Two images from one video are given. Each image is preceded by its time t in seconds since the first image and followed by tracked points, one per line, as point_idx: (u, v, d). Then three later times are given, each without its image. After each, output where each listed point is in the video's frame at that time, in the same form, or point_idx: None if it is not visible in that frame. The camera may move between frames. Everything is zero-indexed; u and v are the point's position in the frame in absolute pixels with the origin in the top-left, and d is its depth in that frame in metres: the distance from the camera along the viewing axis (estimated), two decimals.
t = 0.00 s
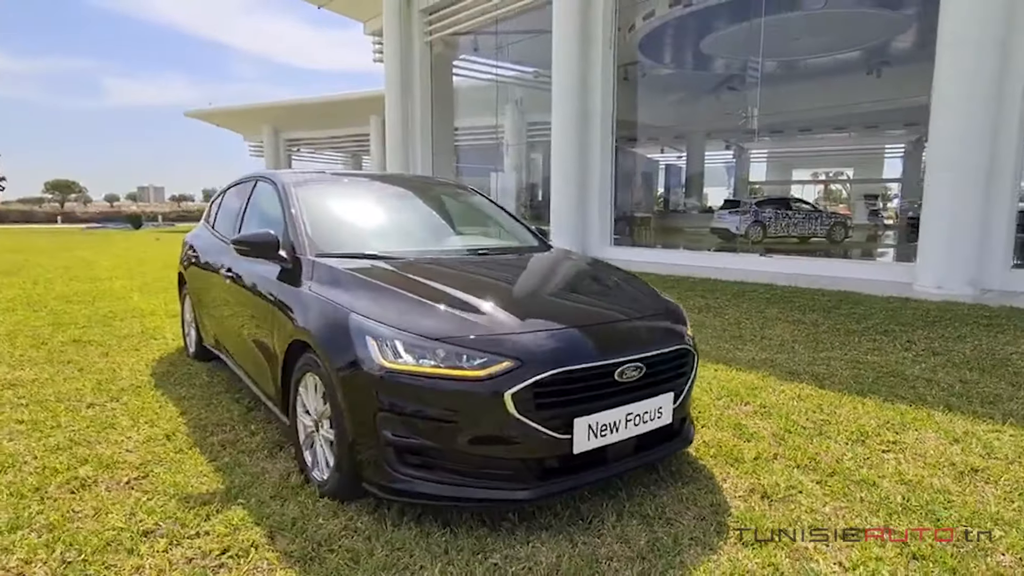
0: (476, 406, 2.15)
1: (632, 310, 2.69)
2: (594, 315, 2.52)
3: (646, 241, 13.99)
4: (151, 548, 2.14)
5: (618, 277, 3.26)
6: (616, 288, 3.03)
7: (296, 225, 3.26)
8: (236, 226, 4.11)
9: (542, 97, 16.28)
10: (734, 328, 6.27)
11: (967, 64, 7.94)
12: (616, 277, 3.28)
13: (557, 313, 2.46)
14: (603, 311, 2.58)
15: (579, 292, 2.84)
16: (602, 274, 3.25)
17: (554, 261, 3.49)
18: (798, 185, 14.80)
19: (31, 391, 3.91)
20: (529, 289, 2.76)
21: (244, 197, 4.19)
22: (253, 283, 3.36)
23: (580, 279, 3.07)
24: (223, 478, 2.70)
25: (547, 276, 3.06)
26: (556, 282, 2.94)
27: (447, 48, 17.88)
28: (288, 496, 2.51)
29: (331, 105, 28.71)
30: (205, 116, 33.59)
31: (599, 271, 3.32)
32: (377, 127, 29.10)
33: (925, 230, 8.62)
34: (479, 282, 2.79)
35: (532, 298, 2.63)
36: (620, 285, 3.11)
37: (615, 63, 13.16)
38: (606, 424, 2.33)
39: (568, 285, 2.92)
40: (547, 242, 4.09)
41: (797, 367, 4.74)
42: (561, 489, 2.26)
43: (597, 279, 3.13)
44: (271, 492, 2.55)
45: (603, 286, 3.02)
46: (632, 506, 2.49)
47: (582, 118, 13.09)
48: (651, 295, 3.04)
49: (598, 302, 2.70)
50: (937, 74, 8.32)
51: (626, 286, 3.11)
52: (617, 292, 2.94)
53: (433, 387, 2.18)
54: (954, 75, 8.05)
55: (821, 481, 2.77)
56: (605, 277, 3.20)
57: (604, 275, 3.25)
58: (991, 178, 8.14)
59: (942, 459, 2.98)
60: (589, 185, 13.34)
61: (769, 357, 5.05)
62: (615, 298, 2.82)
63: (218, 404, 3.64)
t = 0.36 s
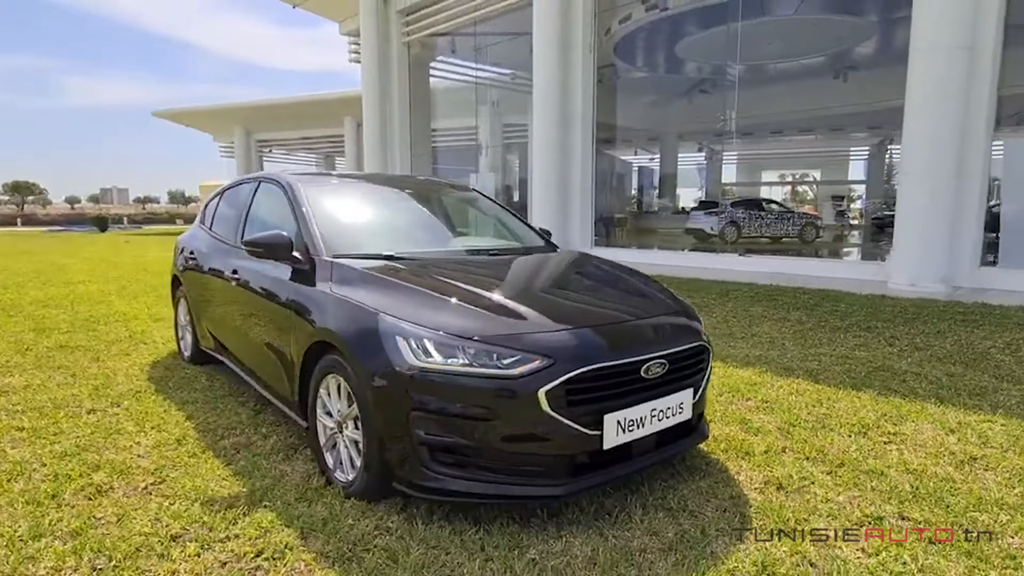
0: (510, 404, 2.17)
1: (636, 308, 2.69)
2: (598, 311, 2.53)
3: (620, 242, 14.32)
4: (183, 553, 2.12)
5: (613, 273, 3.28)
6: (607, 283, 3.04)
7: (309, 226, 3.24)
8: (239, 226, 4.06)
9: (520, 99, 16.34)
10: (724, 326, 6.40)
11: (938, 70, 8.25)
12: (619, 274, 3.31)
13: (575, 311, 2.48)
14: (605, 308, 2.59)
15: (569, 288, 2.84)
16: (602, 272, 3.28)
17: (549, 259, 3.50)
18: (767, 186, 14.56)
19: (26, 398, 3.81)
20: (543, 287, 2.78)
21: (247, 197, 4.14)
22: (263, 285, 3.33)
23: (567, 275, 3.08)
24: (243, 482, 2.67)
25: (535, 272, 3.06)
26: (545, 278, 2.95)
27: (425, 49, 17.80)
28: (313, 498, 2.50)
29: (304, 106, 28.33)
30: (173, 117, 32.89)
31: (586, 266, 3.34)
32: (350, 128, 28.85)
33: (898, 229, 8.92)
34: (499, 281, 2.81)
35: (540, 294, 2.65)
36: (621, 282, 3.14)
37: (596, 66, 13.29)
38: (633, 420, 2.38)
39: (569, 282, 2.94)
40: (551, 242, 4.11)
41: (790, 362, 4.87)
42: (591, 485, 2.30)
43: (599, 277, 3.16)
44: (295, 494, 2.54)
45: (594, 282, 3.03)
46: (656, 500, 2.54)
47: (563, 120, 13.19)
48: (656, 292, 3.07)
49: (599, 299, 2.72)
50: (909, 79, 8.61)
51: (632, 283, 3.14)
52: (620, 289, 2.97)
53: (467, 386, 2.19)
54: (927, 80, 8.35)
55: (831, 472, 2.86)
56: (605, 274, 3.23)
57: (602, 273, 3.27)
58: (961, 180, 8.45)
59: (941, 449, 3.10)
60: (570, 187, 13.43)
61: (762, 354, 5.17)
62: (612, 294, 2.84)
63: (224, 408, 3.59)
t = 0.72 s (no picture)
0: (540, 401, 2.23)
1: (643, 306, 2.75)
2: (605, 309, 2.61)
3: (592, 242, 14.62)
4: (218, 555, 2.13)
5: (605, 271, 3.36)
6: (591, 279, 3.11)
7: (321, 227, 3.25)
8: (241, 227, 4.02)
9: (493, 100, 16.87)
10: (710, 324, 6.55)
11: (909, 75, 8.62)
12: (622, 272, 3.39)
13: (588, 309, 2.56)
14: (610, 305, 2.66)
15: (555, 284, 2.91)
16: (601, 271, 3.36)
17: (554, 259, 3.56)
18: (733, 185, 14.48)
19: (22, 404, 3.73)
20: (552, 286, 2.85)
21: (248, 198, 4.11)
22: (273, 287, 3.32)
23: (550, 272, 3.15)
24: (264, 484, 2.68)
25: (520, 270, 3.12)
26: (530, 275, 3.03)
27: (399, 49, 17.68)
28: (339, 498, 2.52)
29: (275, 105, 27.90)
30: (137, 116, 32.07)
31: (568, 263, 3.41)
32: (322, 128, 28.53)
33: (871, 228, 9.26)
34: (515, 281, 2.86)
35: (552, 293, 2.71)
36: (625, 280, 3.22)
37: (574, 68, 13.43)
38: (654, 414, 2.47)
39: (570, 281, 3.01)
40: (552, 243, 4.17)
41: (777, 358, 5.05)
42: (616, 477, 2.37)
43: (600, 276, 3.23)
44: (319, 494, 2.56)
45: (576, 278, 3.11)
46: (673, 492, 2.63)
47: (542, 121, 13.26)
48: (657, 289, 3.16)
49: (601, 297, 2.80)
50: (881, 83, 8.95)
51: (635, 281, 3.23)
52: (622, 287, 3.05)
53: (497, 383, 2.24)
54: (897, 84, 8.70)
55: (833, 462, 3.00)
56: (605, 272, 3.31)
57: (600, 271, 3.35)
58: (930, 181, 8.83)
59: (933, 437, 3.26)
60: (549, 187, 13.54)
61: (750, 350, 5.34)
62: (610, 292, 2.92)
63: (231, 412, 3.57)
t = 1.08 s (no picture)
0: (551, 411, 2.24)
1: (639, 313, 2.79)
2: (600, 316, 2.63)
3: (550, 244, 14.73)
4: None
5: (584, 276, 3.39)
6: (564, 283, 3.13)
7: (308, 233, 3.15)
8: (215, 234, 3.86)
9: (448, 101, 17.38)
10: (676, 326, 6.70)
11: (857, 85, 9.04)
12: (609, 279, 3.44)
13: (584, 317, 2.58)
14: (608, 313, 2.69)
15: (531, 289, 2.91)
16: (588, 276, 3.39)
17: (540, 265, 3.57)
18: (682, 189, 14.72)
19: None
20: (544, 293, 2.86)
21: (222, 203, 3.95)
22: (256, 296, 3.21)
23: (524, 277, 3.15)
24: (257, 500, 2.58)
25: (512, 277, 3.11)
26: (523, 282, 3.03)
27: (355, 49, 17.39)
28: (339, 514, 2.46)
29: (221, 103, 26.98)
30: (71, 110, 30.43)
31: (556, 270, 3.43)
32: (271, 127, 27.75)
33: (822, 231, 9.66)
34: (511, 289, 2.86)
35: (546, 300, 2.73)
36: (614, 286, 3.26)
37: (534, 71, 13.50)
38: (656, 420, 2.51)
39: (559, 287, 3.02)
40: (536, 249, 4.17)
41: (747, 359, 5.20)
42: (622, 484, 2.40)
43: (588, 281, 3.26)
44: (318, 510, 2.49)
45: (567, 284, 3.13)
46: (673, 496, 2.67)
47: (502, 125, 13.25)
48: (645, 294, 3.21)
49: (590, 303, 2.82)
50: (832, 93, 9.34)
51: (623, 287, 3.27)
52: (610, 293, 3.08)
53: (507, 394, 2.23)
54: (847, 94, 9.11)
55: (817, 460, 3.11)
56: (592, 278, 3.33)
57: (585, 276, 3.37)
58: (877, 187, 9.28)
59: (905, 434, 3.42)
60: (509, 190, 13.55)
61: (720, 351, 5.49)
62: (596, 297, 2.93)
63: (209, 425, 3.43)
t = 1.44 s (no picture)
0: (577, 413, 2.19)
1: (650, 311, 2.76)
2: (617, 316, 2.59)
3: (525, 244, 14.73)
4: None
5: (587, 274, 3.35)
6: (568, 281, 3.08)
7: (308, 233, 3.04)
8: (203, 236, 3.69)
9: (419, 101, 17.14)
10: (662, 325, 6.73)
11: (830, 87, 9.22)
12: (610, 277, 3.41)
13: (602, 317, 2.54)
14: (621, 312, 2.65)
15: (538, 288, 2.85)
16: (591, 275, 3.35)
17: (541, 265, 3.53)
18: (648, 190, 14.87)
19: None
20: (557, 292, 2.82)
21: (209, 203, 3.78)
22: (251, 299, 3.09)
23: (528, 276, 3.09)
24: (262, 513, 2.47)
25: (516, 277, 3.05)
26: (528, 282, 2.97)
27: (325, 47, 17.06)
28: (352, 524, 2.37)
29: (183, 102, 26.22)
30: (22, 108, 29.17)
31: (558, 269, 3.39)
32: (235, 125, 27.08)
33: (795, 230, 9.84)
34: (521, 288, 2.80)
35: (561, 301, 2.68)
36: (618, 284, 3.23)
37: (508, 72, 13.43)
38: (675, 419, 2.48)
39: (568, 286, 2.98)
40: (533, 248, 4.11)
41: (737, 356, 5.24)
42: (644, 485, 2.37)
43: (592, 280, 3.22)
44: (328, 520, 2.40)
45: (570, 283, 3.08)
46: (688, 495, 2.66)
47: (478, 125, 13.13)
48: (651, 292, 3.18)
49: (602, 301, 2.78)
50: (805, 94, 9.51)
51: (627, 285, 3.24)
52: (617, 290, 3.05)
53: (531, 397, 2.18)
54: (821, 96, 9.29)
55: (822, 456, 3.13)
56: (596, 276, 3.30)
57: (587, 275, 3.33)
58: (848, 187, 9.50)
59: (904, 428, 3.47)
60: (485, 191, 13.46)
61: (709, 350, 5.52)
62: (605, 295, 2.88)
63: (200, 435, 3.29)
